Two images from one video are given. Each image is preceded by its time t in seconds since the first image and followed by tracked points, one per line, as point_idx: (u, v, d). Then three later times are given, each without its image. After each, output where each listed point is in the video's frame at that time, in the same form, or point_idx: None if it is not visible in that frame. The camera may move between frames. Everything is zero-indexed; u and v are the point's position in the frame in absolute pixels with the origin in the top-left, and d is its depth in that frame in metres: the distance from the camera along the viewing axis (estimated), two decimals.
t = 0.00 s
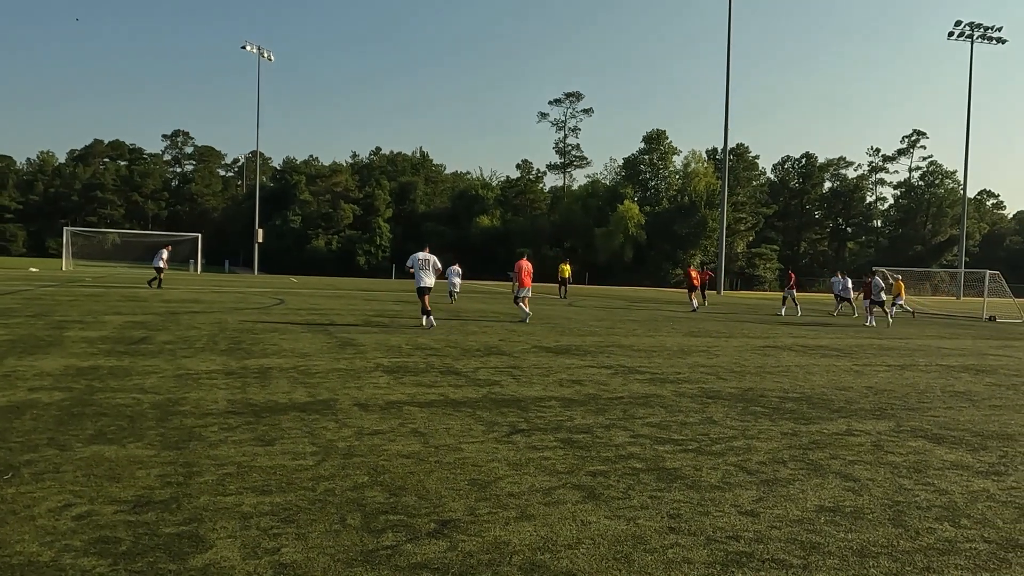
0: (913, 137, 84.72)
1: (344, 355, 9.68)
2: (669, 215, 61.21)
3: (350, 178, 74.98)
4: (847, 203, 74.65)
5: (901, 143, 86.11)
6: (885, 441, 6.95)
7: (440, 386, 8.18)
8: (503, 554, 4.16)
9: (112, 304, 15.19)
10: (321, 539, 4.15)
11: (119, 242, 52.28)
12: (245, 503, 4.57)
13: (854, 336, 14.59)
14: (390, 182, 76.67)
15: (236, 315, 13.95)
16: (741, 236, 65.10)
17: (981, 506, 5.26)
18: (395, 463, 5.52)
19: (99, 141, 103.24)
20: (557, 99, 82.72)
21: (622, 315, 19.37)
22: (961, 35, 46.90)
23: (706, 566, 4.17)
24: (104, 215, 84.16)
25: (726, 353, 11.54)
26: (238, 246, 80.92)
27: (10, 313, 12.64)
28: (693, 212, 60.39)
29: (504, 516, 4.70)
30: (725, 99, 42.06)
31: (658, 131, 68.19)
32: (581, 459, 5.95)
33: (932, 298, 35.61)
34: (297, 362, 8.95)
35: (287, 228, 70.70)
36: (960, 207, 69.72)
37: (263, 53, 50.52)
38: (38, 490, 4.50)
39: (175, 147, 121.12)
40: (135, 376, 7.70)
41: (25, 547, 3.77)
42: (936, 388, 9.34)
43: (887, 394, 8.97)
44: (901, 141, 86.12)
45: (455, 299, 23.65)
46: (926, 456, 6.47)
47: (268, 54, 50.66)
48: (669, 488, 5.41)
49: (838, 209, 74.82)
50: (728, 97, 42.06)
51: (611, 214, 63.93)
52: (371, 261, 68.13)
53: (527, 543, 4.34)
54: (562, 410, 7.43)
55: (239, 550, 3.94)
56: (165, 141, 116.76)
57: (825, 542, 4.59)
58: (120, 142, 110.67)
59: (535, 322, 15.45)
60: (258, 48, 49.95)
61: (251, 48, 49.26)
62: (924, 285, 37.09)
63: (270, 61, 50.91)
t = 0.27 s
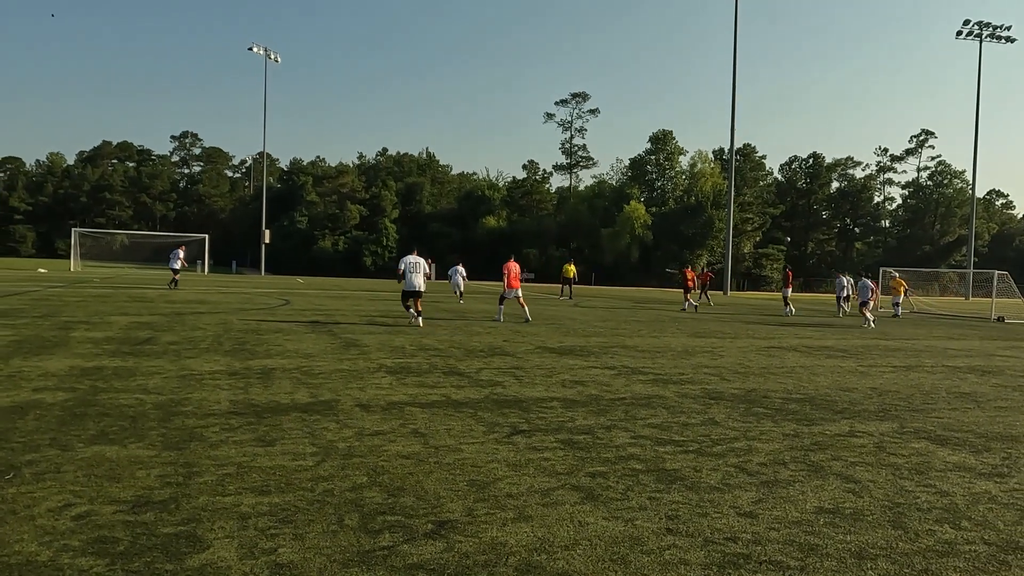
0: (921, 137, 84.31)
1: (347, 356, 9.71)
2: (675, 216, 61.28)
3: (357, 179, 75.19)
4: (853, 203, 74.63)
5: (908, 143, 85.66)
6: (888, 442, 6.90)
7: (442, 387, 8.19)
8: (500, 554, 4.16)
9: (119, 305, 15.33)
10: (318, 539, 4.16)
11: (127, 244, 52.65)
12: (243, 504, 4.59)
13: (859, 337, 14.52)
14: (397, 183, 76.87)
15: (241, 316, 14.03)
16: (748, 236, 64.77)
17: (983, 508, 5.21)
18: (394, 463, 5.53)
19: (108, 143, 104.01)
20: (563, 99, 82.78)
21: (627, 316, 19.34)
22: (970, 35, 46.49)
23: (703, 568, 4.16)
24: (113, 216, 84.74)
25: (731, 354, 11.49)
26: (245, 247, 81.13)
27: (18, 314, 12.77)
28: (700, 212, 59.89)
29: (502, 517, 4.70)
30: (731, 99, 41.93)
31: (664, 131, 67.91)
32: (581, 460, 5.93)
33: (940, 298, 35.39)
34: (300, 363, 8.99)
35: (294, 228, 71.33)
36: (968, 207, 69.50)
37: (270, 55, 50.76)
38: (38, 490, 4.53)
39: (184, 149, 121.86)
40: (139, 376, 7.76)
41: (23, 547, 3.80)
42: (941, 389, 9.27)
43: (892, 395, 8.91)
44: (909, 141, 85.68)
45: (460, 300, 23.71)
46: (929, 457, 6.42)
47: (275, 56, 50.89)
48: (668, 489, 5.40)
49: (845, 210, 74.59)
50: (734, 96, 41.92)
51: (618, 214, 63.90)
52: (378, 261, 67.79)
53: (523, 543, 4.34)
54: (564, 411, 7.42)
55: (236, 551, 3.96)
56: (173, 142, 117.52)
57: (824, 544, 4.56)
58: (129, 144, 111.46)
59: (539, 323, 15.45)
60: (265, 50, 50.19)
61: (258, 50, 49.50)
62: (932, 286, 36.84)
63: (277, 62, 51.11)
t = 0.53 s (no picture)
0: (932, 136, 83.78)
1: (356, 355, 9.73)
2: (683, 215, 61.26)
3: (366, 179, 75.40)
4: (864, 202, 74.30)
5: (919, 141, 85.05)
6: (898, 443, 6.86)
7: (450, 386, 8.19)
8: (507, 554, 4.17)
9: (129, 305, 15.44)
10: (326, 539, 4.17)
11: (137, 244, 53.06)
12: (252, 503, 4.61)
13: (870, 337, 14.43)
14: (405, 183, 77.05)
15: (250, 316, 14.09)
16: (757, 236, 64.50)
17: (994, 509, 5.17)
18: (402, 463, 5.54)
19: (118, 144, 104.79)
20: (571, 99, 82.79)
21: (636, 315, 19.30)
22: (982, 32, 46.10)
23: (710, 567, 4.15)
24: (123, 216, 85.32)
25: (739, 354, 11.44)
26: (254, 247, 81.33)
27: (29, 314, 12.89)
28: (708, 211, 60.26)
29: (509, 517, 4.70)
30: (739, 98, 41.76)
31: (672, 131, 67.63)
32: (589, 460, 5.92)
33: (951, 298, 35.12)
34: (309, 363, 9.02)
35: (302, 228, 71.54)
36: (980, 206, 68.48)
37: (278, 55, 50.97)
38: (49, 489, 4.57)
39: (193, 149, 122.67)
40: (149, 376, 7.80)
41: (35, 545, 3.83)
42: (952, 389, 9.20)
43: (902, 395, 8.86)
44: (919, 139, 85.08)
45: (468, 300, 23.72)
46: (940, 458, 6.37)
47: (284, 57, 51.10)
48: (676, 489, 5.38)
49: (856, 208, 74.22)
50: (742, 95, 41.77)
51: (626, 214, 63.71)
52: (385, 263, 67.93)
53: (531, 543, 4.34)
54: (572, 411, 7.41)
55: (244, 550, 3.97)
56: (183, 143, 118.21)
57: (833, 545, 4.53)
58: (139, 145, 112.25)
59: (548, 323, 15.43)
60: (273, 50, 50.39)
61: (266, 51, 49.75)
62: (943, 285, 36.60)
63: (285, 63, 51.33)
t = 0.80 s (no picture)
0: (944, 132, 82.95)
1: (366, 355, 9.71)
2: (692, 214, 61.19)
3: (374, 179, 75.57)
4: (875, 201, 73.74)
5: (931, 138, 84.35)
6: (914, 441, 6.79)
7: (461, 386, 8.16)
8: (522, 553, 4.15)
9: (140, 304, 15.46)
10: (340, 537, 4.17)
11: (148, 244, 53.40)
12: (266, 501, 4.61)
13: (882, 335, 14.32)
14: (414, 183, 77.22)
15: (260, 316, 14.09)
16: (767, 235, 64.33)
17: (1013, 509, 5.11)
18: (415, 462, 5.53)
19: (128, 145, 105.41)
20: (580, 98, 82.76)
21: (646, 314, 19.23)
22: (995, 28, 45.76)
23: (726, 567, 4.12)
24: (133, 217, 85.79)
25: (751, 353, 11.36)
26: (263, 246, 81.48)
27: (42, 313, 12.93)
28: (717, 211, 60.10)
29: (523, 515, 4.68)
30: (749, 96, 41.60)
31: (682, 129, 67.37)
32: (602, 459, 5.89)
33: (963, 296, 34.84)
34: (319, 362, 9.00)
35: (311, 228, 71.72)
36: (992, 203, 67.76)
37: (287, 56, 51.09)
38: (65, 487, 4.58)
39: (203, 150, 123.29)
40: (161, 375, 7.82)
41: (52, 544, 3.83)
42: (966, 388, 9.12)
43: (915, 394, 8.78)
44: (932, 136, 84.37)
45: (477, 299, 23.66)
46: (955, 458, 6.30)
47: (293, 57, 51.20)
48: (690, 488, 5.35)
49: (866, 206, 74.02)
50: (752, 92, 41.60)
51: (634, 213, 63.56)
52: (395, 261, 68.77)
53: (546, 542, 4.32)
54: (583, 411, 7.37)
55: (260, 548, 3.97)
56: (192, 144, 118.73)
57: (849, 545, 4.49)
58: (149, 146, 112.86)
59: (556, 322, 15.40)
60: (283, 51, 50.51)
61: (276, 51, 49.92)
62: (955, 283, 36.33)
63: (294, 63, 51.44)
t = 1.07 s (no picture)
0: (953, 130, 82.56)
1: (377, 355, 9.71)
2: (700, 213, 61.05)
3: (382, 178, 75.69)
4: (883, 199, 73.57)
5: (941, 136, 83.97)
6: (929, 441, 6.74)
7: (472, 385, 8.15)
8: (540, 553, 4.14)
9: (151, 304, 15.51)
10: (358, 537, 4.17)
11: (156, 244, 53.60)
12: (282, 501, 4.61)
13: (894, 335, 14.24)
14: (421, 183, 77.25)
15: (270, 315, 14.10)
16: (775, 233, 64.15)
17: None
18: (429, 462, 5.53)
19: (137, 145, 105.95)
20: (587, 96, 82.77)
21: (655, 313, 19.20)
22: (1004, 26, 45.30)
23: (744, 568, 4.10)
24: (142, 217, 86.19)
25: (761, 352, 11.32)
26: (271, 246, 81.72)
27: (53, 313, 12.98)
28: (725, 209, 59.87)
29: (539, 516, 4.67)
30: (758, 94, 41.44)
31: (690, 127, 67.21)
32: (616, 459, 5.89)
33: (973, 295, 34.65)
34: (331, 362, 9.01)
35: (318, 228, 71.89)
36: (1002, 201, 66.88)
37: (295, 55, 51.14)
38: (83, 487, 4.59)
39: (211, 149, 123.84)
40: (174, 374, 7.84)
41: (72, 543, 3.84)
42: (980, 388, 9.06)
43: (929, 393, 8.73)
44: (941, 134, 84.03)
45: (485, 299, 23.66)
46: (971, 458, 6.27)
47: (301, 57, 51.26)
48: (705, 489, 5.33)
49: (875, 205, 73.92)
50: (761, 90, 41.45)
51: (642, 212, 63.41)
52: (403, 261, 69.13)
53: (562, 542, 4.31)
54: (596, 410, 7.36)
55: (278, 548, 3.97)
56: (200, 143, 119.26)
57: (867, 545, 4.47)
58: (157, 146, 113.45)
59: (564, 322, 15.40)
60: (291, 51, 50.59)
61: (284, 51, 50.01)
62: (965, 281, 36.14)
63: (302, 63, 51.48)
